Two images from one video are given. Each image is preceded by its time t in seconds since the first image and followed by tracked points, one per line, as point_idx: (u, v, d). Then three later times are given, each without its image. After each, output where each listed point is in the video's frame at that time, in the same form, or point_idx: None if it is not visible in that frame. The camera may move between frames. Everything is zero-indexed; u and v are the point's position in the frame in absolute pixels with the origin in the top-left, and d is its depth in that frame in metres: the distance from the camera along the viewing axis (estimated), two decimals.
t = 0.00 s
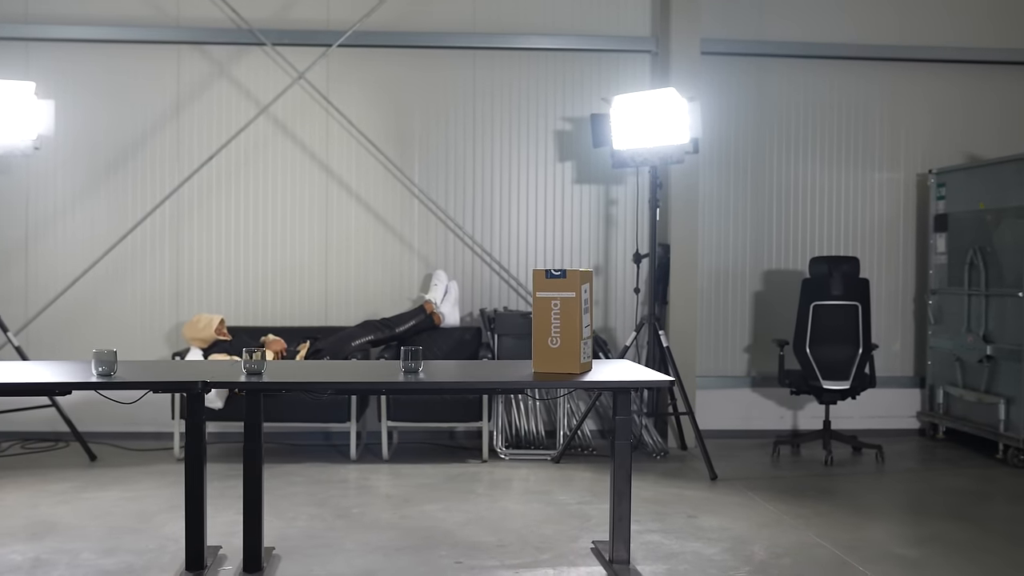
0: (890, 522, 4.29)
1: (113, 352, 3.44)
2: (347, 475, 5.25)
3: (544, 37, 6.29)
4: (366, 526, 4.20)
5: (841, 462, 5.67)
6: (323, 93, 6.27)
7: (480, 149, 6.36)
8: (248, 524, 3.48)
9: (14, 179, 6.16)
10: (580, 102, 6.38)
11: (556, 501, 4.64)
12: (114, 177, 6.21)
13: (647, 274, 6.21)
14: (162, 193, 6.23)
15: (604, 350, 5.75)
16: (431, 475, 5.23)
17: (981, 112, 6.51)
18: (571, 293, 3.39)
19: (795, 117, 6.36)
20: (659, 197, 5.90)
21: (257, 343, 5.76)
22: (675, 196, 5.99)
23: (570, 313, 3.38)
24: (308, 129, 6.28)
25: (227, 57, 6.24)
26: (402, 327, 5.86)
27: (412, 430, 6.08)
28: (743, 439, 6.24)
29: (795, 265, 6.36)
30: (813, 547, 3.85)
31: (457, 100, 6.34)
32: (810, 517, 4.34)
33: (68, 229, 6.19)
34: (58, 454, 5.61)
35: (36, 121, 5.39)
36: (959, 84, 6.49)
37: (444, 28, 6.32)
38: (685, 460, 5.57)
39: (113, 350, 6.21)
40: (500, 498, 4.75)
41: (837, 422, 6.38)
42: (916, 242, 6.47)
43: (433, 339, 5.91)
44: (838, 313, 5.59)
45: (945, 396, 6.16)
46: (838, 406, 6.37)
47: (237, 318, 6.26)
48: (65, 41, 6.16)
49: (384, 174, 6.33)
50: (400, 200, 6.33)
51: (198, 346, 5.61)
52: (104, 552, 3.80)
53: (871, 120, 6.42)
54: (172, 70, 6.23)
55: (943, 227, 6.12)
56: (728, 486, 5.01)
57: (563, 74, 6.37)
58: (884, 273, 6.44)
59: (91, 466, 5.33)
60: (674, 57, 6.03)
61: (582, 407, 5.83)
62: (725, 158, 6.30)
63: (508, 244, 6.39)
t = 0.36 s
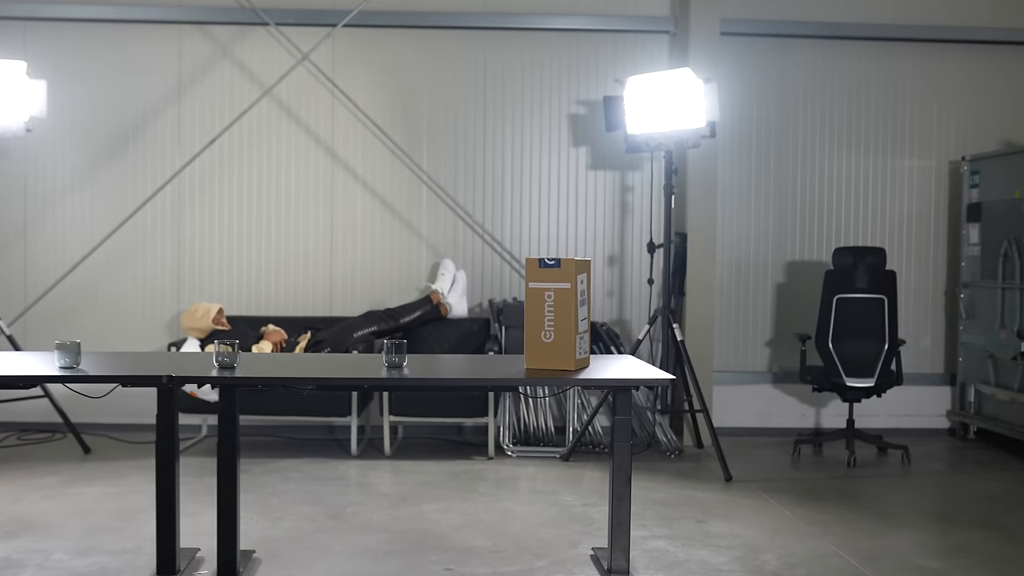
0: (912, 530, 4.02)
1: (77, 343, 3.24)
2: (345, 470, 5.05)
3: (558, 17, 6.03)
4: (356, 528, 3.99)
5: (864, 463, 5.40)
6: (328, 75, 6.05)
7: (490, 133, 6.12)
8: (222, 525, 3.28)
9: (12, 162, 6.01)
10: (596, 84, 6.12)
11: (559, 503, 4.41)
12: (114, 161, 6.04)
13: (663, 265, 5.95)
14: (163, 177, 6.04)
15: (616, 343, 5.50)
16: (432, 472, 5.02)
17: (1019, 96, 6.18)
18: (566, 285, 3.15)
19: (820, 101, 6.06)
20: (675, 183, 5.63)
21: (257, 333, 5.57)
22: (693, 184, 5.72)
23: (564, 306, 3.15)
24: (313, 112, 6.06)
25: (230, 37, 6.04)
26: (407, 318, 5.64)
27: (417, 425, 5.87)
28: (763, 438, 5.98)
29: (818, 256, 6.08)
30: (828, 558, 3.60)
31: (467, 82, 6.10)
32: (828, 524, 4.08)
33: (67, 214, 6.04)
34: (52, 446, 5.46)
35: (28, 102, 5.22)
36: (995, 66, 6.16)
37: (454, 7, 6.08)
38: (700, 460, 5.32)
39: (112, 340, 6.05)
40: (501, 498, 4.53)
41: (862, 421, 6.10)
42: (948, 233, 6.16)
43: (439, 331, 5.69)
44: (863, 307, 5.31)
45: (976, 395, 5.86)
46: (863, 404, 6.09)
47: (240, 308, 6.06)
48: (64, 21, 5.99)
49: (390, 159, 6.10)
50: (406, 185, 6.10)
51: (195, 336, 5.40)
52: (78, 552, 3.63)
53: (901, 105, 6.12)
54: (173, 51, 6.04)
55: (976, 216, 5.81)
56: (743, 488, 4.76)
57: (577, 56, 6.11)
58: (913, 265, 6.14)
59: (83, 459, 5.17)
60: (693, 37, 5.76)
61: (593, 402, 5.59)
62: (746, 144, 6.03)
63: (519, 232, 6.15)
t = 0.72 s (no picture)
0: (927, 536, 3.75)
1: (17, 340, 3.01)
2: (331, 469, 4.82)
3: None
4: (332, 533, 3.76)
5: (878, 463, 5.11)
6: (317, 56, 5.80)
7: (487, 117, 5.85)
8: (177, 534, 3.05)
9: None
10: (597, 64, 5.84)
11: (551, 507, 4.16)
12: (97, 147, 5.82)
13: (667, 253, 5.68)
14: (147, 164, 5.81)
15: (616, 336, 5.25)
16: (422, 471, 4.79)
17: None
18: (546, 274, 2.90)
19: (833, 81, 5.77)
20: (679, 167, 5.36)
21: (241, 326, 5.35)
22: (698, 168, 5.45)
23: (543, 298, 2.90)
24: (302, 96, 5.82)
25: (216, 18, 5.80)
26: (398, 311, 5.40)
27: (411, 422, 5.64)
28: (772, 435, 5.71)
29: (830, 244, 5.80)
30: (834, 568, 3.34)
31: (463, 63, 5.83)
32: (836, 529, 3.82)
33: (48, 204, 5.83)
34: (31, 443, 5.26)
35: None
36: (1019, 43, 5.84)
37: None
38: (704, 459, 5.06)
39: (96, 334, 5.84)
40: (491, 500, 4.28)
41: (876, 417, 5.82)
42: (968, 219, 5.85)
43: (432, 323, 5.45)
44: (877, 298, 5.04)
45: (998, 390, 5.56)
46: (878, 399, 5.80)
47: (227, 299, 5.83)
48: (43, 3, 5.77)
49: (382, 144, 5.84)
50: (399, 172, 5.85)
51: (176, 329, 5.19)
52: (33, 560, 3.41)
53: (920, 84, 5.81)
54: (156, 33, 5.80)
55: (998, 201, 5.51)
56: (748, 489, 4.49)
57: (577, 35, 5.83)
58: (931, 254, 5.84)
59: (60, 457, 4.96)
60: (698, 14, 5.47)
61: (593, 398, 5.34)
62: (753, 127, 5.75)
63: (517, 220, 5.89)
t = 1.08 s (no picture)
0: (939, 550, 3.46)
1: None
2: (308, 476, 4.57)
3: None
4: (296, 550, 3.51)
5: (890, 466, 4.82)
6: (297, 43, 5.53)
7: (475, 105, 5.58)
8: (117, 553, 2.81)
9: None
10: (591, 48, 5.55)
11: (536, 518, 3.88)
12: (69, 142, 5.58)
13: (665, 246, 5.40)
14: (122, 158, 5.57)
15: (610, 333, 4.99)
16: (404, 478, 4.53)
17: None
18: (511, 271, 2.62)
19: (839, 63, 5.47)
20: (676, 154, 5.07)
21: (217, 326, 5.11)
22: (696, 157, 5.16)
23: (509, 296, 2.63)
24: (282, 85, 5.55)
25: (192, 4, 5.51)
26: (381, 309, 5.15)
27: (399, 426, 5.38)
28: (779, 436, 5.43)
29: (837, 235, 5.50)
30: None
31: (450, 48, 5.55)
32: (840, 543, 3.53)
33: (20, 202, 5.60)
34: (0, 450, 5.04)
35: None
36: None
37: None
38: (704, 463, 4.78)
39: (72, 336, 5.61)
40: (473, 511, 4.02)
41: (889, 416, 5.52)
42: (984, 207, 5.54)
43: (416, 321, 5.18)
44: (887, 292, 4.75)
45: (1017, 387, 5.26)
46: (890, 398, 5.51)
47: (206, 299, 5.59)
48: None
49: (367, 135, 5.57)
50: (384, 163, 5.58)
51: (149, 330, 4.94)
52: None
53: (932, 64, 5.49)
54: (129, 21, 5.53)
55: (1017, 187, 5.19)
56: (748, 498, 4.21)
57: (570, 17, 5.55)
58: (945, 244, 5.53)
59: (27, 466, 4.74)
60: None
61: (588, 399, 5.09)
62: (756, 112, 5.46)
63: (509, 213, 5.62)
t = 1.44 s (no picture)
0: None
1: None
2: (282, 491, 4.33)
3: None
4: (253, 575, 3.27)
5: (901, 480, 4.53)
6: (278, 36, 5.31)
7: (465, 99, 5.32)
8: None
9: None
10: (586, 38, 5.29)
11: (515, 539, 3.63)
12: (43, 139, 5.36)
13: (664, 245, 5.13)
14: (97, 156, 5.35)
15: (603, 340, 4.80)
16: (382, 493, 4.29)
17: None
18: (464, 277, 2.36)
19: (848, 52, 5.18)
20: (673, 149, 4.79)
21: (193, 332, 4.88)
22: (695, 151, 4.88)
23: (461, 306, 2.37)
24: (264, 80, 5.33)
25: None
26: (364, 314, 4.89)
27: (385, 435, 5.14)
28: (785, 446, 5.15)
29: (846, 234, 5.21)
30: None
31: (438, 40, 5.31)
32: (840, 570, 3.25)
33: None
34: None
35: None
36: None
37: None
38: (703, 477, 4.51)
39: (46, 342, 5.38)
40: (449, 530, 3.77)
41: (902, 425, 5.23)
42: (1004, 203, 5.22)
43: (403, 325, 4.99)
44: (898, 294, 4.45)
45: None
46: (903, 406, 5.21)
47: (186, 303, 5.36)
48: None
49: (351, 131, 5.33)
50: (370, 160, 5.34)
51: (120, 336, 4.68)
52: None
53: (947, 52, 5.19)
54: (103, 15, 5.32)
55: None
56: (746, 516, 3.94)
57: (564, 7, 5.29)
58: (962, 243, 5.23)
59: None
60: None
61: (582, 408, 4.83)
62: (760, 105, 5.18)
63: (501, 211, 5.37)
